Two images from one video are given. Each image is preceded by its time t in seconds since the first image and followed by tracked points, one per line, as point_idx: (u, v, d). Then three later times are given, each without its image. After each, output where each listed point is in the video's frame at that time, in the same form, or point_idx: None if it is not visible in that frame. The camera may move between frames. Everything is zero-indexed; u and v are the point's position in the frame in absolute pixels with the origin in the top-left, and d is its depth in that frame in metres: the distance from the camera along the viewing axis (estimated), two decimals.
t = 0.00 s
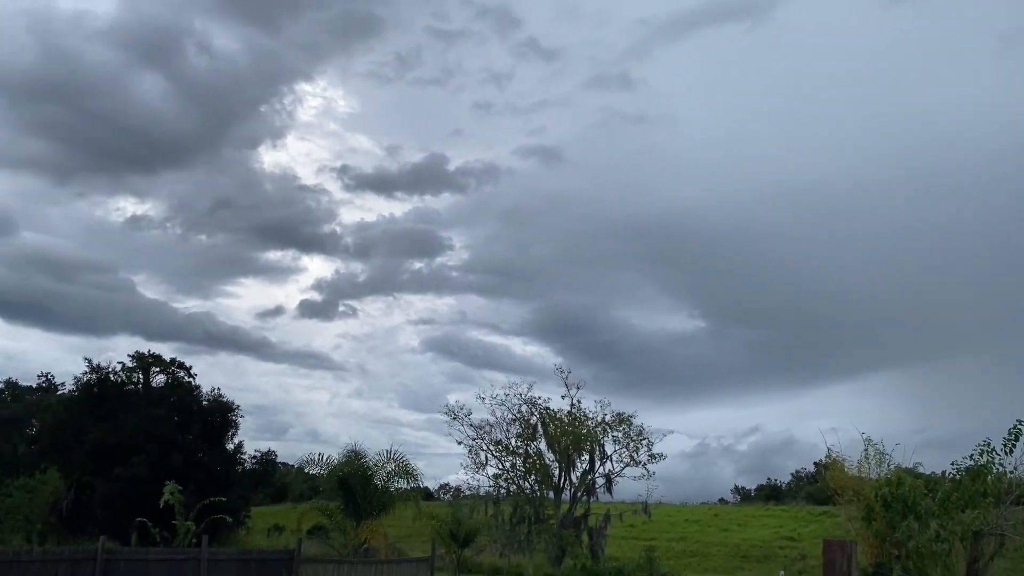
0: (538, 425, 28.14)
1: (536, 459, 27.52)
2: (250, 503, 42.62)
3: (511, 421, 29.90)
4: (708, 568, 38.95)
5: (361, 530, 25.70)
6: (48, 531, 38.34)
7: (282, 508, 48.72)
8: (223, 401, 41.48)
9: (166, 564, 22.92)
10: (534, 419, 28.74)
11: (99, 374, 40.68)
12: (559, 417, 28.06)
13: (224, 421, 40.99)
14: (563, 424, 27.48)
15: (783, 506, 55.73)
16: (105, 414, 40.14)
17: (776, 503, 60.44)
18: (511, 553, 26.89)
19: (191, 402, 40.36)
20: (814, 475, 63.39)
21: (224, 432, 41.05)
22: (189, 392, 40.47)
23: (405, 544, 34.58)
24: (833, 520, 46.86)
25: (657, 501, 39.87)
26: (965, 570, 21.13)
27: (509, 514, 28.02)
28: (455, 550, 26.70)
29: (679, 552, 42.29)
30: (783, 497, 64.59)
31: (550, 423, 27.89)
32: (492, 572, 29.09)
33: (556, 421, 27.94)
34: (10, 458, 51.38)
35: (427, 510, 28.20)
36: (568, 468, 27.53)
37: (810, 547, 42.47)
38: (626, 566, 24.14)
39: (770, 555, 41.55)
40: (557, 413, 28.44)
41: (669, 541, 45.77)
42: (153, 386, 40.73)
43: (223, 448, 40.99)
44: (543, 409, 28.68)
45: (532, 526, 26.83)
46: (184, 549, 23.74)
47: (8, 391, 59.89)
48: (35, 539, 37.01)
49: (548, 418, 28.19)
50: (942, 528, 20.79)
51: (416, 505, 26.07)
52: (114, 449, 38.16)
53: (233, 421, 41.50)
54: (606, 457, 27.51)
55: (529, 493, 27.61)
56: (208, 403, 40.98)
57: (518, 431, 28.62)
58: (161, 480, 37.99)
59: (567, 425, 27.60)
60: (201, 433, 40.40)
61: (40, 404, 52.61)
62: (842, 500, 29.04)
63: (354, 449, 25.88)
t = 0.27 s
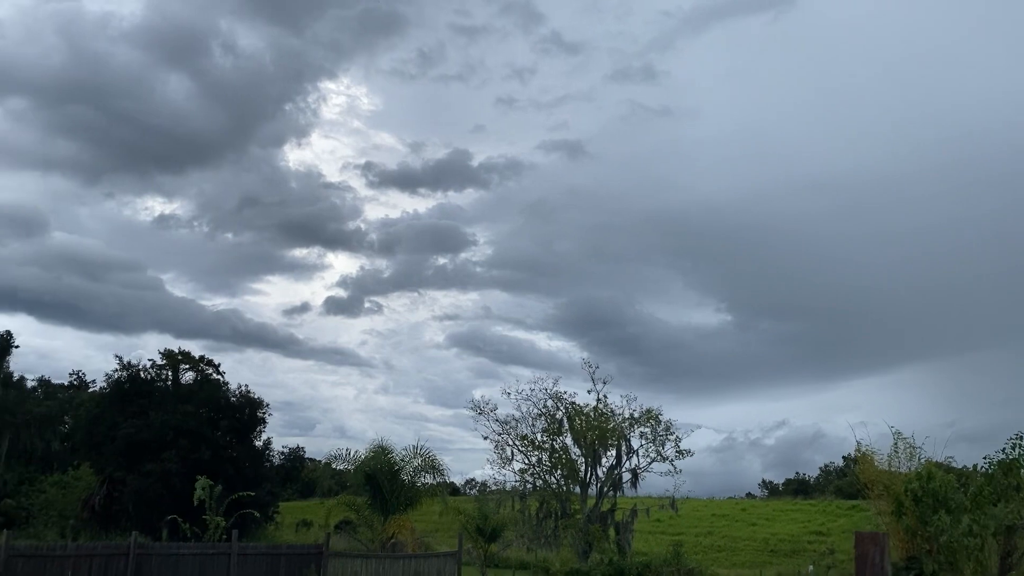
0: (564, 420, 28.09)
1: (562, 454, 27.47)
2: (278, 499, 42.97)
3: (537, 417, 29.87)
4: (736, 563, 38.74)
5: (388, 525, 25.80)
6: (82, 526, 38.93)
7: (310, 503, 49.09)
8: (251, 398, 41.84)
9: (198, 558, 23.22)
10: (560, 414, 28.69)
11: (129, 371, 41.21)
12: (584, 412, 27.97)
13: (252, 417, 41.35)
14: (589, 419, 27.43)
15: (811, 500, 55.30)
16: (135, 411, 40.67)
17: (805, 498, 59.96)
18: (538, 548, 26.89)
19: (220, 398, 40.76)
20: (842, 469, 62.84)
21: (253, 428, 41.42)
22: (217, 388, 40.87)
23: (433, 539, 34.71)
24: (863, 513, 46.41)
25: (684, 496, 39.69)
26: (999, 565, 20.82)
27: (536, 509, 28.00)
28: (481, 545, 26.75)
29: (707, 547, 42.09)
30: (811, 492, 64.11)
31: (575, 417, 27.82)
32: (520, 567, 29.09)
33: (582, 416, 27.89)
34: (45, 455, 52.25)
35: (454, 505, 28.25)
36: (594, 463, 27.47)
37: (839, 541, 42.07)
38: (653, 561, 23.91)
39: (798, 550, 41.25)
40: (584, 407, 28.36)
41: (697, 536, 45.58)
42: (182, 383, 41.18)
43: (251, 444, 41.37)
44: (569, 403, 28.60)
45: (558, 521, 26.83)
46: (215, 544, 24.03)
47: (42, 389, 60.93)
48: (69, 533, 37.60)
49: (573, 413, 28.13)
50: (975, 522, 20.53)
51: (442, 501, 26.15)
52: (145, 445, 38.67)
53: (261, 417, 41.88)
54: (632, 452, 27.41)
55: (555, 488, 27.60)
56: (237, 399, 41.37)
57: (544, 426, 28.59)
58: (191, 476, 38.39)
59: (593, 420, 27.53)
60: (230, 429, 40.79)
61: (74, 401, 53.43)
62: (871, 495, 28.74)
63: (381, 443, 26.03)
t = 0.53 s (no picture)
0: (587, 415, 28.08)
1: (585, 449, 27.50)
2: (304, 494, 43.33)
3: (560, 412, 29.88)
4: (761, 558, 38.59)
5: (413, 519, 25.93)
6: (112, 522, 39.50)
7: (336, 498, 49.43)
8: (277, 394, 42.18)
9: (226, 553, 23.51)
10: (583, 409, 28.69)
11: (157, 368, 41.70)
12: (608, 407, 27.95)
13: (278, 413, 41.71)
14: (612, 414, 27.42)
15: (837, 495, 54.93)
16: (164, 407, 41.18)
17: (831, 492, 59.57)
18: (562, 543, 26.95)
19: (247, 394, 41.14)
20: (868, 464, 62.35)
21: (278, 424, 41.78)
22: (244, 385, 41.25)
23: (457, 534, 34.88)
24: (890, 508, 46.05)
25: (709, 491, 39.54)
26: None
27: (559, 504, 28.05)
28: (506, 539, 26.80)
29: (732, 542, 41.94)
30: (836, 486, 63.70)
31: (599, 412, 27.81)
32: (544, 562, 29.15)
33: (605, 410, 27.88)
34: (75, 451, 53.03)
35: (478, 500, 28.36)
36: (618, 458, 27.47)
37: (865, 536, 41.76)
38: (678, 555, 23.96)
39: (824, 545, 41.02)
40: (607, 402, 28.33)
41: (721, 531, 45.44)
42: (209, 380, 41.59)
43: (277, 440, 41.74)
44: (592, 398, 28.58)
45: (582, 516, 26.87)
46: (242, 539, 24.32)
47: (72, 386, 61.85)
48: (100, 529, 38.15)
49: (597, 408, 28.12)
50: (1004, 517, 20.37)
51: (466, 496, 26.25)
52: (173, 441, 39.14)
53: (287, 413, 42.21)
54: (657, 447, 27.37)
55: (579, 483, 27.64)
56: (263, 395, 41.74)
57: (567, 421, 28.61)
58: (219, 471, 38.80)
59: (617, 415, 27.51)
60: (256, 425, 41.18)
61: (102, 398, 54.17)
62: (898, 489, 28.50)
63: (405, 439, 26.18)
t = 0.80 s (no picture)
0: (608, 412, 27.99)
1: (606, 445, 27.40)
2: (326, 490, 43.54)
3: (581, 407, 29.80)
4: (784, 554, 38.32)
5: (434, 515, 25.98)
6: (137, 518, 39.88)
7: (357, 494, 49.64)
8: (298, 391, 42.41)
9: (249, 549, 23.70)
10: (604, 405, 28.58)
11: (181, 366, 42.03)
12: (629, 403, 27.85)
13: (300, 410, 41.93)
14: (633, 409, 27.32)
15: (861, 491, 54.48)
16: (187, 405, 41.52)
17: (854, 488, 59.08)
18: (584, 539, 26.91)
19: (269, 390, 41.38)
20: (892, 459, 61.78)
21: (300, 421, 42.00)
22: (266, 382, 41.49)
23: (479, 529, 34.91)
24: (914, 504, 45.62)
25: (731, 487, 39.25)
26: None
27: (581, 500, 27.97)
28: (528, 535, 26.81)
29: (754, 538, 41.69)
30: (860, 482, 63.18)
31: (620, 409, 27.72)
32: (565, 558, 29.10)
33: (627, 406, 27.79)
34: (100, 448, 53.60)
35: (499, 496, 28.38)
36: (639, 453, 27.35)
37: (890, 532, 41.37)
38: (700, 550, 23.87)
39: (848, 541, 40.70)
40: (628, 397, 28.21)
41: (744, 527, 45.19)
42: (232, 377, 41.90)
43: (299, 436, 41.96)
44: (614, 394, 28.48)
45: (604, 512, 26.82)
46: (265, 534, 24.49)
47: (96, 384, 62.51)
48: (125, 525, 38.54)
49: (618, 404, 28.01)
50: None
51: (487, 492, 26.26)
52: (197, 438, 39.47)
53: (308, 410, 42.41)
54: (678, 443, 27.24)
55: (600, 479, 27.58)
56: (285, 392, 41.96)
57: (588, 417, 28.50)
58: (242, 468, 39.06)
59: (638, 411, 27.40)
60: (278, 421, 41.42)
61: (126, 395, 54.69)
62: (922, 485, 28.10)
63: (426, 435, 26.25)
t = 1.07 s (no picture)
0: (626, 409, 27.90)
1: (624, 442, 27.32)
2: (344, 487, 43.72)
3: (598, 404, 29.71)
4: (804, 552, 38.13)
5: (452, 512, 26.03)
6: (157, 514, 40.21)
7: (375, 491, 49.81)
8: (316, 388, 42.60)
9: (268, 545, 23.85)
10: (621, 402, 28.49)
11: (200, 364, 42.31)
12: (647, 400, 27.75)
13: (318, 407, 42.10)
14: (651, 406, 27.22)
15: (880, 488, 54.12)
16: (206, 402, 41.80)
17: (874, 485, 58.69)
18: (601, 536, 26.85)
19: (287, 388, 41.59)
20: (912, 456, 61.34)
21: (318, 418, 42.18)
22: (284, 379, 41.69)
23: (496, 526, 34.93)
24: (935, 501, 45.26)
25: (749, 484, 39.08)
26: None
27: (598, 497, 27.90)
28: (545, 532, 27.12)
29: (773, 535, 41.50)
30: (879, 479, 62.77)
31: (637, 405, 27.63)
32: (583, 555, 29.07)
33: (644, 403, 27.69)
34: (121, 446, 54.01)
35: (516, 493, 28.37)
36: (657, 450, 27.26)
37: (910, 529, 41.08)
38: (718, 547, 23.78)
39: (868, 538, 40.43)
40: (645, 394, 28.11)
41: (762, 524, 44.99)
42: (250, 374, 42.16)
43: (317, 433, 42.14)
44: (631, 391, 28.39)
45: (621, 509, 26.70)
46: (284, 531, 24.65)
47: (117, 382, 62.98)
48: (146, 521, 38.85)
49: (636, 401, 27.91)
50: None
51: (504, 489, 26.28)
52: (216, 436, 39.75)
53: (326, 407, 42.59)
54: (696, 440, 27.13)
55: (618, 476, 27.38)
56: (303, 389, 42.15)
57: (606, 414, 28.42)
58: (261, 465, 39.27)
59: (656, 408, 27.32)
60: (296, 418, 41.61)
61: (146, 393, 55.09)
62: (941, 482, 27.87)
63: (443, 432, 26.30)
